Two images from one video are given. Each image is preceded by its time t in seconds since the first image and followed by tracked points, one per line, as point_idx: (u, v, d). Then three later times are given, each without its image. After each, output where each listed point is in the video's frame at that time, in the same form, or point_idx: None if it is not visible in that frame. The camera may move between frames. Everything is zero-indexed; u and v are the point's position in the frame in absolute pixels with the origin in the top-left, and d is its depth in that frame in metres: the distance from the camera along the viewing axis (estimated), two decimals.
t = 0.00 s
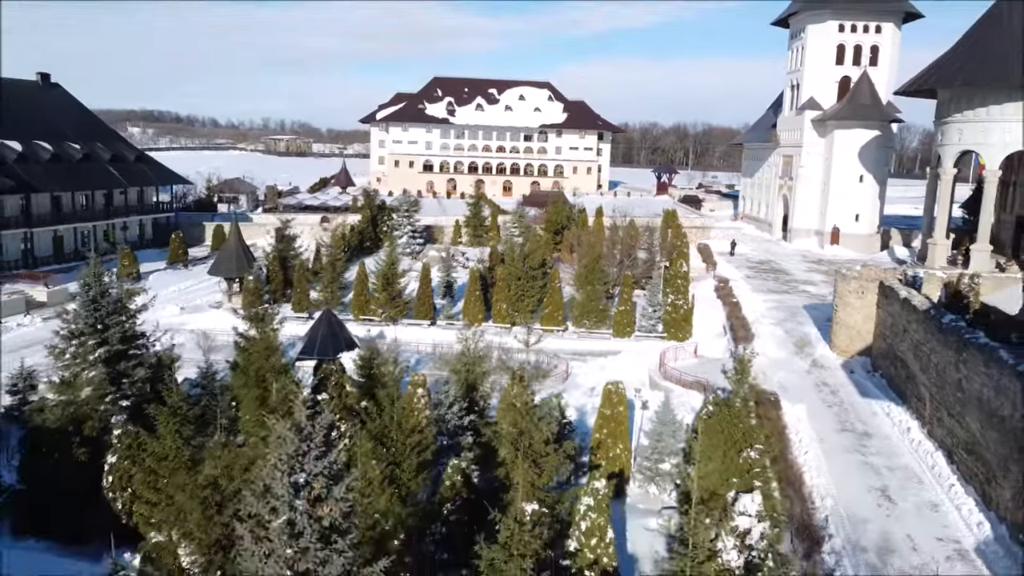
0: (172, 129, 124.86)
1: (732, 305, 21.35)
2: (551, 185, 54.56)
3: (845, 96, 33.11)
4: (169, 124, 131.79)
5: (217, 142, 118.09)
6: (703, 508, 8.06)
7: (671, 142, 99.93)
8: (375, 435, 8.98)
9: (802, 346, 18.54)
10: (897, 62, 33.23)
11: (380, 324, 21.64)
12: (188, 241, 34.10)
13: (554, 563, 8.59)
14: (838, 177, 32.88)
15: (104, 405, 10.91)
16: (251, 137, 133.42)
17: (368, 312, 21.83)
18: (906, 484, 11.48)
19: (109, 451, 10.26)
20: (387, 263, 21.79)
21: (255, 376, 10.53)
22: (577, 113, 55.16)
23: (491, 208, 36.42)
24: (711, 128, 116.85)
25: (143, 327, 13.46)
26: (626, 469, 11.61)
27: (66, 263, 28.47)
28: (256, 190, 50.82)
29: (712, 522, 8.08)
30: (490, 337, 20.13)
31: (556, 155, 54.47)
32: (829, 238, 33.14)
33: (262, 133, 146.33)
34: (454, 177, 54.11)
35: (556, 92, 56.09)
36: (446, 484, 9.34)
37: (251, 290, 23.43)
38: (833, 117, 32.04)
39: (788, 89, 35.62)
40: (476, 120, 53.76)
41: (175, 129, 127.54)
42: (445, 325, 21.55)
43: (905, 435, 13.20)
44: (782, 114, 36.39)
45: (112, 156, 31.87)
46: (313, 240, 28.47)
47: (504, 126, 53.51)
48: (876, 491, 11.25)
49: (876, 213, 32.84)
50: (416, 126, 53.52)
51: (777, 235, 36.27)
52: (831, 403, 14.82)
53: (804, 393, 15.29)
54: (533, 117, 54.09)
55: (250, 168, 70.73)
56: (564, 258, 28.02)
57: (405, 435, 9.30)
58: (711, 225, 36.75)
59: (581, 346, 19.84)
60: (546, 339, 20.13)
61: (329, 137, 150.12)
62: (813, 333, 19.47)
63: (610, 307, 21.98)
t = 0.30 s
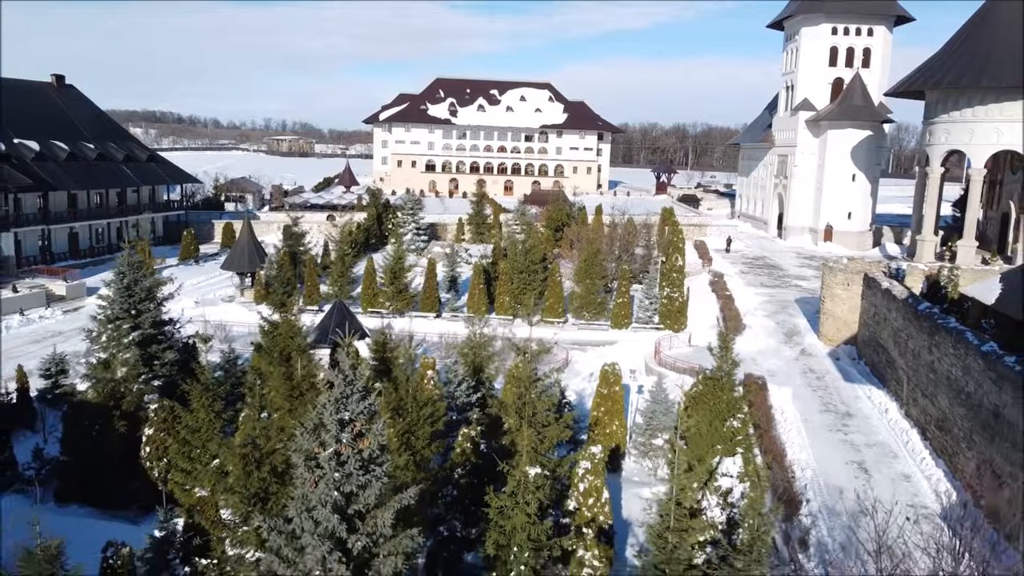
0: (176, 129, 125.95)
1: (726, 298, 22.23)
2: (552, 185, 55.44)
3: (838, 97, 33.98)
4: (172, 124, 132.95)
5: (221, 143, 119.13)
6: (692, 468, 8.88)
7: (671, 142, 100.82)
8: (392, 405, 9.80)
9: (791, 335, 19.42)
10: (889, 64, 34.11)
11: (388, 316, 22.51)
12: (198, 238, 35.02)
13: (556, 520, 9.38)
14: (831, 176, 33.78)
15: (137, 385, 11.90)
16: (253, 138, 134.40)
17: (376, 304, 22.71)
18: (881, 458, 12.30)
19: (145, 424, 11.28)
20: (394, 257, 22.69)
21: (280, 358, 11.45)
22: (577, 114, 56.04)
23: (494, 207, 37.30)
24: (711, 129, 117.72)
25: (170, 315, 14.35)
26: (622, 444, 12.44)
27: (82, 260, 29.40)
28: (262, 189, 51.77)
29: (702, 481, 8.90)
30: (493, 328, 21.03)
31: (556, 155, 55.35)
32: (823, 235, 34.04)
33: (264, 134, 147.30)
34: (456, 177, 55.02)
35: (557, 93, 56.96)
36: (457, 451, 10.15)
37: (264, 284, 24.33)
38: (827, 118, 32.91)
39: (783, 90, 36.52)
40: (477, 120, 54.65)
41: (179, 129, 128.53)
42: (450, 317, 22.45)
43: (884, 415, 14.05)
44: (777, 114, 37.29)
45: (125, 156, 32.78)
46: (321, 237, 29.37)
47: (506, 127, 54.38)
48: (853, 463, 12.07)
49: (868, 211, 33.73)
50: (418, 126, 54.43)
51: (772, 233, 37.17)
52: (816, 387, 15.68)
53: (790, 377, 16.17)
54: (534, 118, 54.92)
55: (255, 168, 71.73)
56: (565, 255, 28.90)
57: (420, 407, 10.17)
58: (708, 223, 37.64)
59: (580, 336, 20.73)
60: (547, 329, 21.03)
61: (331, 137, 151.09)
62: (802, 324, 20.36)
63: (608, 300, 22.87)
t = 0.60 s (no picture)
0: (179, 129, 126.98)
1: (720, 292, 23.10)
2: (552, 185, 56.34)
3: (832, 98, 34.85)
4: (176, 124, 134.04)
5: (223, 143, 120.27)
6: (676, 442, 9.73)
7: (670, 143, 101.79)
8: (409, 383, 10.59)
9: (782, 327, 20.27)
10: (881, 67, 35.00)
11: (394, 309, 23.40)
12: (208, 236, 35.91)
13: (558, 487, 10.07)
14: (824, 176, 34.67)
15: (168, 366, 12.97)
16: (255, 138, 135.29)
17: (384, 299, 23.61)
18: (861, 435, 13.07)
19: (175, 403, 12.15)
20: (401, 254, 23.61)
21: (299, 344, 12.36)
22: (577, 115, 56.94)
23: (496, 205, 38.20)
24: (710, 130, 118.67)
25: (193, 304, 15.24)
26: (618, 424, 13.27)
27: (97, 257, 30.31)
28: (268, 188, 52.70)
29: (685, 453, 9.77)
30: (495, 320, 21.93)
31: (557, 155, 56.25)
32: (817, 234, 34.92)
33: (266, 134, 148.29)
34: (458, 177, 55.94)
35: (557, 95, 57.85)
36: (466, 425, 10.93)
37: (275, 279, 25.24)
38: (820, 119, 33.77)
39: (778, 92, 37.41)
40: (479, 121, 55.51)
41: (182, 129, 129.54)
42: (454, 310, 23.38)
43: (866, 400, 14.88)
44: (773, 115, 38.19)
45: (137, 156, 33.69)
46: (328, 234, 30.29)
47: (507, 128, 55.30)
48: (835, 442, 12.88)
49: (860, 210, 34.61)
50: (421, 127, 55.37)
51: (767, 232, 38.09)
52: (803, 375, 16.51)
53: (777, 366, 17.05)
54: (535, 119, 55.69)
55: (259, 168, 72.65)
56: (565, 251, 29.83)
57: (433, 386, 11.05)
58: (705, 221, 38.55)
59: (580, 329, 21.63)
60: (548, 322, 21.91)
61: (332, 138, 152.08)
62: (793, 317, 21.22)
63: (607, 293, 23.76)
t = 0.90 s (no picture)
0: (182, 129, 127.92)
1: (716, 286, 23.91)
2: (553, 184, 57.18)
3: (826, 99, 35.66)
4: (177, 124, 134.82)
5: (226, 144, 121.27)
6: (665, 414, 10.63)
7: (670, 143, 102.63)
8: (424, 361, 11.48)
9: (775, 319, 21.09)
10: (875, 68, 35.82)
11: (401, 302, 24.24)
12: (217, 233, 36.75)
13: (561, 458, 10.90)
14: (819, 175, 35.49)
15: (194, 351, 13.83)
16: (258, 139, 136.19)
17: (392, 292, 24.46)
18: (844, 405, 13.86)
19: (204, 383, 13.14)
20: (407, 249, 24.46)
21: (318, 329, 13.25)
22: (578, 115, 57.75)
23: (497, 204, 39.02)
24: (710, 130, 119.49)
25: (214, 294, 16.08)
26: (616, 406, 14.11)
27: (110, 253, 31.16)
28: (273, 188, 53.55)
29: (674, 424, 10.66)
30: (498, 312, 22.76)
31: (558, 156, 57.09)
32: (812, 231, 35.74)
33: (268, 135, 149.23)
34: (460, 176, 56.78)
35: (558, 95, 58.67)
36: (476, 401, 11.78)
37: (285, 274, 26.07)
38: (815, 119, 34.58)
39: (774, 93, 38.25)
40: (481, 121, 56.26)
41: (185, 130, 130.50)
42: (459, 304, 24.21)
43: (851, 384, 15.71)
44: (769, 116, 39.03)
45: (149, 155, 34.56)
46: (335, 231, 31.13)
47: (508, 128, 56.12)
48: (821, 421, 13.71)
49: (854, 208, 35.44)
50: (423, 128, 56.23)
51: (763, 230, 38.92)
52: (793, 362, 17.36)
53: (768, 354, 17.89)
54: (536, 120, 56.37)
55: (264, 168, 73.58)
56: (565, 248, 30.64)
57: (446, 365, 11.95)
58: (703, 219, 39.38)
59: (580, 321, 22.45)
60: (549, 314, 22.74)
61: (334, 138, 153.00)
62: (786, 309, 22.03)
63: (607, 287, 24.58)
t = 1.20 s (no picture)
0: (185, 130, 128.94)
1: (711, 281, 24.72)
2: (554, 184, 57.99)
3: (821, 100, 36.45)
4: (178, 124, 135.66)
5: (229, 145, 122.14)
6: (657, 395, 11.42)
7: (669, 144, 103.41)
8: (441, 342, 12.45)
9: (768, 311, 21.90)
10: (869, 70, 36.62)
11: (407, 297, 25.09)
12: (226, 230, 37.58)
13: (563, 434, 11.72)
14: (814, 174, 36.30)
15: (215, 338, 14.61)
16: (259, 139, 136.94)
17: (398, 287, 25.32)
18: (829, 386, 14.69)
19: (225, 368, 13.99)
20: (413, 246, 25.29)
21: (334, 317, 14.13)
22: (578, 116, 58.53)
23: (499, 202, 39.83)
24: (710, 131, 120.21)
25: (232, 285, 16.89)
26: (614, 390, 14.94)
27: (123, 250, 32.01)
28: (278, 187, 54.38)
29: (667, 405, 11.47)
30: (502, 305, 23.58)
31: (558, 156, 57.91)
32: (807, 229, 36.55)
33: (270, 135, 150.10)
34: (462, 176, 57.61)
35: (559, 96, 59.49)
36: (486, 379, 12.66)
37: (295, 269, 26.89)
38: (810, 120, 35.34)
39: (770, 94, 39.07)
40: (483, 122, 57.03)
41: (188, 130, 131.37)
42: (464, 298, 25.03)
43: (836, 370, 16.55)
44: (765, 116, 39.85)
45: (159, 155, 35.41)
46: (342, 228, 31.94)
47: (510, 128, 56.94)
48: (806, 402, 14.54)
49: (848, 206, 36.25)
50: (426, 128, 57.09)
51: (760, 228, 39.75)
52: (782, 350, 18.20)
53: (760, 343, 18.71)
54: (536, 120, 57.21)
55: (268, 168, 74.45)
56: (566, 244, 31.43)
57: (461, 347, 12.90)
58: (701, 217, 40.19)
59: (580, 314, 23.26)
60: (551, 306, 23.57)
61: (336, 139, 153.87)
62: (778, 302, 22.86)
63: (606, 282, 25.40)
